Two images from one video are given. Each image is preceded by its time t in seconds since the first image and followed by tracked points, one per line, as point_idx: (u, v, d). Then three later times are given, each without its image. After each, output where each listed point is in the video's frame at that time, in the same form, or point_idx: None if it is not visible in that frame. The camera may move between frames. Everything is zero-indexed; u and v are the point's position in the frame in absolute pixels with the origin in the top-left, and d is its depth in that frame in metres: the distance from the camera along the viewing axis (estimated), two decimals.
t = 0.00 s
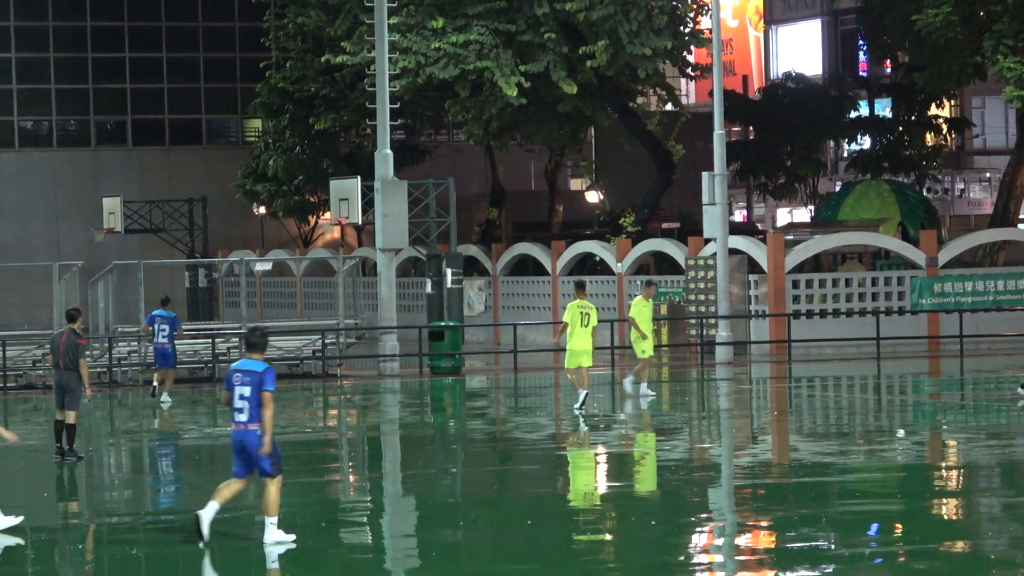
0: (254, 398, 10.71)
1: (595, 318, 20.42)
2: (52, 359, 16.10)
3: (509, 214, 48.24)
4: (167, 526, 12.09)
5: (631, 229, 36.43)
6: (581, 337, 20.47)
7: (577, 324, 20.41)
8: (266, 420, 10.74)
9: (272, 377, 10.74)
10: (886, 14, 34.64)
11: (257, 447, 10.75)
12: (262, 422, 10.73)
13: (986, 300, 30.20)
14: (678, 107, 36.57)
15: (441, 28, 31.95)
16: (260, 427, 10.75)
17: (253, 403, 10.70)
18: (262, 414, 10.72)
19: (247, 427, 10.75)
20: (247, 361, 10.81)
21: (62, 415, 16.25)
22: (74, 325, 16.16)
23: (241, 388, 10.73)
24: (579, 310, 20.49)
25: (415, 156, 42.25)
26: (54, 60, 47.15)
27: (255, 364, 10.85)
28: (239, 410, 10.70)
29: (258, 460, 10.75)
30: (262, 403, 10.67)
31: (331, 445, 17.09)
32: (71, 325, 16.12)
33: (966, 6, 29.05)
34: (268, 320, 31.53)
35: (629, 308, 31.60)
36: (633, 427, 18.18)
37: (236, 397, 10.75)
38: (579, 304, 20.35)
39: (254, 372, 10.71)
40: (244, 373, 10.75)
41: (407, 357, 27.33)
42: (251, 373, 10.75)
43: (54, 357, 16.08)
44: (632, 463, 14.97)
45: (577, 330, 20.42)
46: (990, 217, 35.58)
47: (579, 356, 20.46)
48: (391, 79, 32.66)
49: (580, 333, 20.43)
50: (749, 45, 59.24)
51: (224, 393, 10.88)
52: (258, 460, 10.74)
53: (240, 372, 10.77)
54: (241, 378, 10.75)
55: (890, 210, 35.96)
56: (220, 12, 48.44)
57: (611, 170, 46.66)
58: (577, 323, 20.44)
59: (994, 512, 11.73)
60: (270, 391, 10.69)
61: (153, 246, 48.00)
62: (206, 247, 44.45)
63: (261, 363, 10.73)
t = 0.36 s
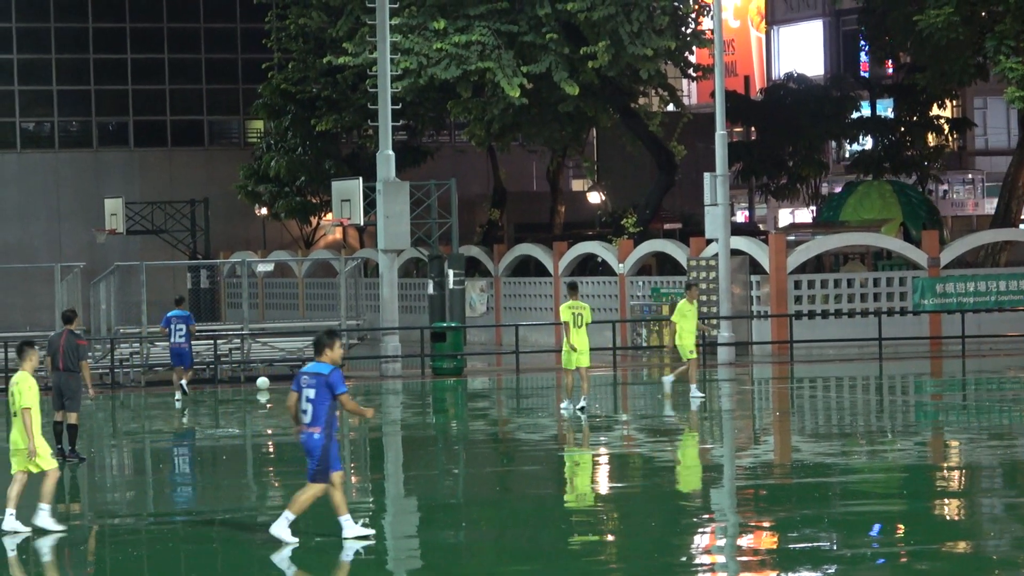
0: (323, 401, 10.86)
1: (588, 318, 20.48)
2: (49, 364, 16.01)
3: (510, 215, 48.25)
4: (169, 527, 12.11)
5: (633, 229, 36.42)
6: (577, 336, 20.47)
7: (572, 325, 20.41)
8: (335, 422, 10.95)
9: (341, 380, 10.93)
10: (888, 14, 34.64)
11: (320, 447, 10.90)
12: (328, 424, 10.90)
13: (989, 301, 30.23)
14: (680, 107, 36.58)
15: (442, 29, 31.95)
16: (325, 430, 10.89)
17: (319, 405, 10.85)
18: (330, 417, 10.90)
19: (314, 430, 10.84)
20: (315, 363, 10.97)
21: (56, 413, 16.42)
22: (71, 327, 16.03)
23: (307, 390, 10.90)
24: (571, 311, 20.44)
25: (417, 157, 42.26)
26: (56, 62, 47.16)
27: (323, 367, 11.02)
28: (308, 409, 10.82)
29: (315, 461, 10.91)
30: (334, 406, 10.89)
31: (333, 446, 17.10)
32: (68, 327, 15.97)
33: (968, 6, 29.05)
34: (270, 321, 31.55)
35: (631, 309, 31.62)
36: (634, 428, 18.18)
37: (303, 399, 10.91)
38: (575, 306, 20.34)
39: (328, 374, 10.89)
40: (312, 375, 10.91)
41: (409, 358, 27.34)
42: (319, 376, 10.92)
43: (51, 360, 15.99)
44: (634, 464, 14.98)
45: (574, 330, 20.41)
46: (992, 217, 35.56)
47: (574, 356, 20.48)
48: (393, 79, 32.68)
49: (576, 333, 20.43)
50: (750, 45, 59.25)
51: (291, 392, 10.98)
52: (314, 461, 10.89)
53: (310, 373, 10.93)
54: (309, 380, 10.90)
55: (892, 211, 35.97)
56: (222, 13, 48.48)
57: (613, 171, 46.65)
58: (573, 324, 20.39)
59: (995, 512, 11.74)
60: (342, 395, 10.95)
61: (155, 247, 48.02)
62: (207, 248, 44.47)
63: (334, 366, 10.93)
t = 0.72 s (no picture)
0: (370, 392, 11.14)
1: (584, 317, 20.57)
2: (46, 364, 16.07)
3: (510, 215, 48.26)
4: (168, 528, 12.12)
5: (632, 230, 36.43)
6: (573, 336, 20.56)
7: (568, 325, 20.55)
8: (383, 413, 11.09)
9: (383, 369, 11.12)
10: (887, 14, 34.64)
11: (374, 438, 11.13)
12: (377, 415, 11.12)
13: (989, 301, 30.23)
14: (680, 107, 36.57)
15: (442, 29, 31.93)
16: (376, 420, 11.14)
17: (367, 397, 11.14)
18: (376, 407, 11.11)
19: (366, 419, 11.17)
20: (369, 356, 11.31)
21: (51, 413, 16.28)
22: (65, 326, 16.15)
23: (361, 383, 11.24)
24: (567, 310, 20.51)
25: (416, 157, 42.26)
26: (55, 62, 47.14)
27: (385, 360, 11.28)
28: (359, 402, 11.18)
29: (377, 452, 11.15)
30: (374, 395, 11.09)
31: (334, 446, 17.11)
32: (63, 327, 16.08)
33: (968, 6, 29.05)
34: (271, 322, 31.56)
35: (630, 309, 31.65)
36: (635, 429, 18.18)
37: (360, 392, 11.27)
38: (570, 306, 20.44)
39: (372, 364, 11.14)
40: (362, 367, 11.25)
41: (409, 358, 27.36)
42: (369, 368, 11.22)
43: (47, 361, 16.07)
44: (634, 464, 14.99)
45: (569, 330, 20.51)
46: (992, 217, 35.55)
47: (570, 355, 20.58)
48: (393, 80, 32.70)
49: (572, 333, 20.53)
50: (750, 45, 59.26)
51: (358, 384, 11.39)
52: (372, 452, 11.16)
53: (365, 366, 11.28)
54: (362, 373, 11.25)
55: (892, 211, 35.99)
56: (222, 13, 48.48)
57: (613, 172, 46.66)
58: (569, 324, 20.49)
59: (995, 512, 11.74)
60: (385, 385, 11.09)
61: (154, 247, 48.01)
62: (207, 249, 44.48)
63: (380, 357, 11.14)
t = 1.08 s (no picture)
0: (427, 391, 11.03)
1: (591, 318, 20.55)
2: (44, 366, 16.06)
3: (510, 216, 48.25)
4: (169, 527, 12.11)
5: (633, 230, 36.42)
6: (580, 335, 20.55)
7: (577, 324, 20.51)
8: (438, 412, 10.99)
9: (440, 370, 11.01)
10: (887, 14, 34.64)
11: (428, 437, 11.03)
12: (433, 413, 11.00)
13: (989, 300, 30.23)
14: (680, 107, 36.56)
15: (442, 29, 31.92)
16: (431, 419, 11.03)
17: (424, 396, 11.03)
18: (434, 405, 10.99)
19: (421, 418, 11.03)
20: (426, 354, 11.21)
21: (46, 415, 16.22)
22: (62, 327, 16.16)
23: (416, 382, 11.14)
24: (577, 310, 20.40)
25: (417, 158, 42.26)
26: (56, 62, 47.16)
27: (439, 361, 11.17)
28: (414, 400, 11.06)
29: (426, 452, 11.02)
30: (432, 395, 11.00)
31: (334, 446, 17.12)
32: (61, 328, 16.08)
33: (968, 5, 29.05)
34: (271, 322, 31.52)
35: (630, 309, 31.66)
36: (635, 429, 18.17)
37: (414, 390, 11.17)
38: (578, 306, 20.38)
39: (426, 364, 11.03)
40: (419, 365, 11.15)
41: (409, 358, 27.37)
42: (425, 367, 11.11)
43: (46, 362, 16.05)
44: (634, 464, 14.99)
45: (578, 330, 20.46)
46: (992, 217, 35.54)
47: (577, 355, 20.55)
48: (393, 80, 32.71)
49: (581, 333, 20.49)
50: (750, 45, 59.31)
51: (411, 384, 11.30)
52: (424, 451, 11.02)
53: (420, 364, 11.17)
54: (417, 371, 11.15)
55: (892, 211, 35.99)
56: (223, 13, 48.46)
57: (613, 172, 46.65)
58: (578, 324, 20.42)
59: (995, 512, 11.73)
60: (443, 385, 10.99)
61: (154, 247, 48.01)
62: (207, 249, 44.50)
63: (434, 357, 11.03)
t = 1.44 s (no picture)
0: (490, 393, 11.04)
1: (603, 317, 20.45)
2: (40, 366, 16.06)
3: (511, 216, 48.26)
4: (170, 528, 12.10)
5: (635, 230, 36.42)
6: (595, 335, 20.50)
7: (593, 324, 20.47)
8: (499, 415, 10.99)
9: (503, 372, 10.99)
10: (889, 14, 34.65)
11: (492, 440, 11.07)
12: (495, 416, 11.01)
13: (991, 301, 30.15)
14: (682, 107, 36.56)
15: (444, 30, 31.91)
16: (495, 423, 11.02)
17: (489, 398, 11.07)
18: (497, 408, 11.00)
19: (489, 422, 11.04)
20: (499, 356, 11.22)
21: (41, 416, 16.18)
22: (61, 327, 16.14)
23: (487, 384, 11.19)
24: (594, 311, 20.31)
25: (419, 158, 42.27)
26: (58, 62, 47.20)
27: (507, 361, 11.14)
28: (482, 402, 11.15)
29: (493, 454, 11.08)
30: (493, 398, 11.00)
31: (336, 446, 17.13)
32: (60, 329, 16.08)
33: (970, 5, 29.07)
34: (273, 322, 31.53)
35: (632, 309, 31.67)
36: (637, 429, 18.16)
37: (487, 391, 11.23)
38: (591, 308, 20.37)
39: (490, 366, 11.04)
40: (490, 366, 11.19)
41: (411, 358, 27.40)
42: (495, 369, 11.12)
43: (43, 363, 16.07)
44: (636, 464, 14.99)
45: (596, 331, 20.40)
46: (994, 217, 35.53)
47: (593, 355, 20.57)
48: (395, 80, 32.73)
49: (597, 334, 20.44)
50: (752, 46, 59.35)
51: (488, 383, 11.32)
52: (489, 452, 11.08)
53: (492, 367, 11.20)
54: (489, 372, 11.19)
55: (894, 211, 36.04)
56: (225, 12, 48.45)
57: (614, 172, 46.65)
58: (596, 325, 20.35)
59: (997, 512, 11.73)
60: (505, 386, 10.97)
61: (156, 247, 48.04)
62: (209, 249, 44.54)
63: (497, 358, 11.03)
